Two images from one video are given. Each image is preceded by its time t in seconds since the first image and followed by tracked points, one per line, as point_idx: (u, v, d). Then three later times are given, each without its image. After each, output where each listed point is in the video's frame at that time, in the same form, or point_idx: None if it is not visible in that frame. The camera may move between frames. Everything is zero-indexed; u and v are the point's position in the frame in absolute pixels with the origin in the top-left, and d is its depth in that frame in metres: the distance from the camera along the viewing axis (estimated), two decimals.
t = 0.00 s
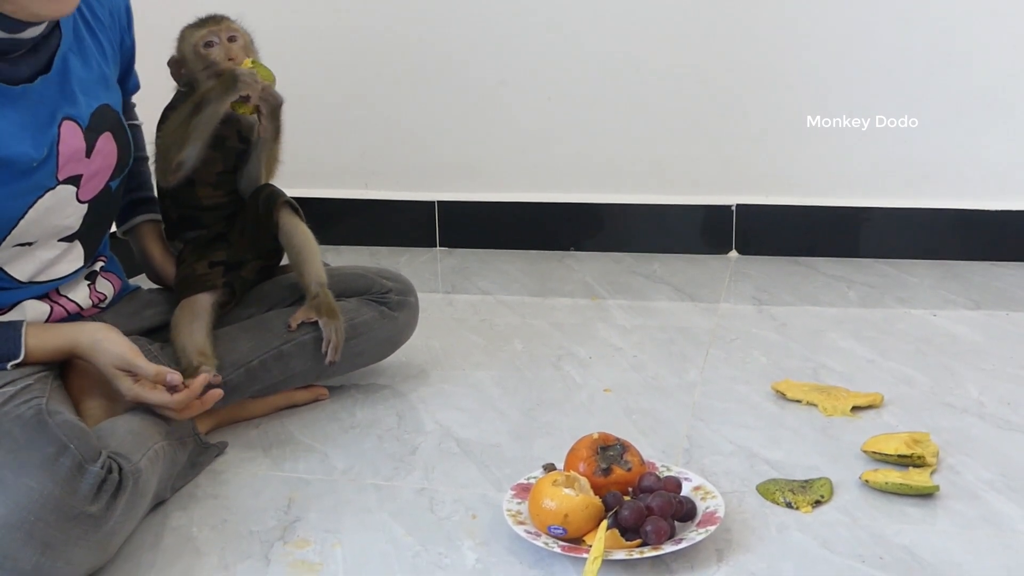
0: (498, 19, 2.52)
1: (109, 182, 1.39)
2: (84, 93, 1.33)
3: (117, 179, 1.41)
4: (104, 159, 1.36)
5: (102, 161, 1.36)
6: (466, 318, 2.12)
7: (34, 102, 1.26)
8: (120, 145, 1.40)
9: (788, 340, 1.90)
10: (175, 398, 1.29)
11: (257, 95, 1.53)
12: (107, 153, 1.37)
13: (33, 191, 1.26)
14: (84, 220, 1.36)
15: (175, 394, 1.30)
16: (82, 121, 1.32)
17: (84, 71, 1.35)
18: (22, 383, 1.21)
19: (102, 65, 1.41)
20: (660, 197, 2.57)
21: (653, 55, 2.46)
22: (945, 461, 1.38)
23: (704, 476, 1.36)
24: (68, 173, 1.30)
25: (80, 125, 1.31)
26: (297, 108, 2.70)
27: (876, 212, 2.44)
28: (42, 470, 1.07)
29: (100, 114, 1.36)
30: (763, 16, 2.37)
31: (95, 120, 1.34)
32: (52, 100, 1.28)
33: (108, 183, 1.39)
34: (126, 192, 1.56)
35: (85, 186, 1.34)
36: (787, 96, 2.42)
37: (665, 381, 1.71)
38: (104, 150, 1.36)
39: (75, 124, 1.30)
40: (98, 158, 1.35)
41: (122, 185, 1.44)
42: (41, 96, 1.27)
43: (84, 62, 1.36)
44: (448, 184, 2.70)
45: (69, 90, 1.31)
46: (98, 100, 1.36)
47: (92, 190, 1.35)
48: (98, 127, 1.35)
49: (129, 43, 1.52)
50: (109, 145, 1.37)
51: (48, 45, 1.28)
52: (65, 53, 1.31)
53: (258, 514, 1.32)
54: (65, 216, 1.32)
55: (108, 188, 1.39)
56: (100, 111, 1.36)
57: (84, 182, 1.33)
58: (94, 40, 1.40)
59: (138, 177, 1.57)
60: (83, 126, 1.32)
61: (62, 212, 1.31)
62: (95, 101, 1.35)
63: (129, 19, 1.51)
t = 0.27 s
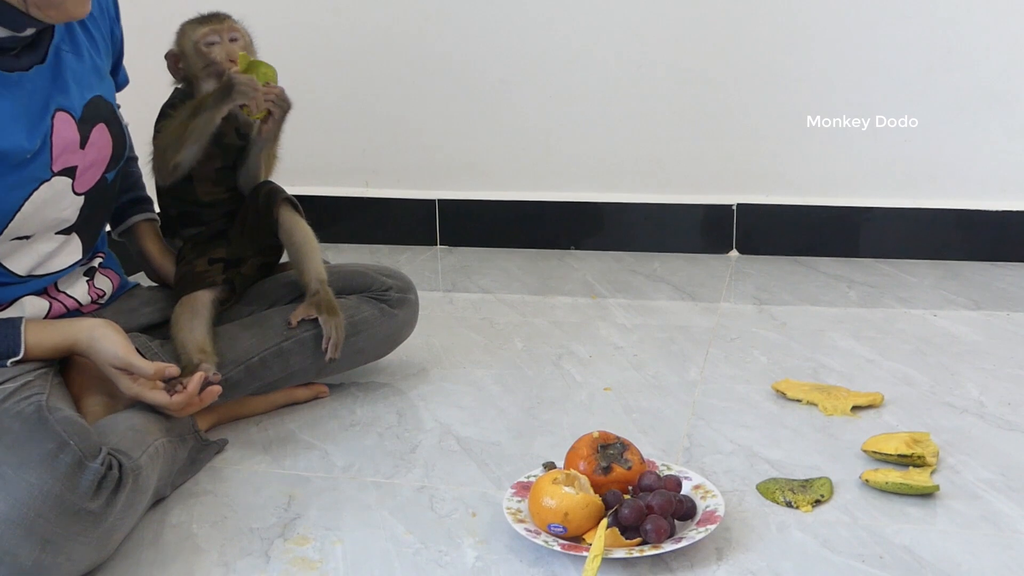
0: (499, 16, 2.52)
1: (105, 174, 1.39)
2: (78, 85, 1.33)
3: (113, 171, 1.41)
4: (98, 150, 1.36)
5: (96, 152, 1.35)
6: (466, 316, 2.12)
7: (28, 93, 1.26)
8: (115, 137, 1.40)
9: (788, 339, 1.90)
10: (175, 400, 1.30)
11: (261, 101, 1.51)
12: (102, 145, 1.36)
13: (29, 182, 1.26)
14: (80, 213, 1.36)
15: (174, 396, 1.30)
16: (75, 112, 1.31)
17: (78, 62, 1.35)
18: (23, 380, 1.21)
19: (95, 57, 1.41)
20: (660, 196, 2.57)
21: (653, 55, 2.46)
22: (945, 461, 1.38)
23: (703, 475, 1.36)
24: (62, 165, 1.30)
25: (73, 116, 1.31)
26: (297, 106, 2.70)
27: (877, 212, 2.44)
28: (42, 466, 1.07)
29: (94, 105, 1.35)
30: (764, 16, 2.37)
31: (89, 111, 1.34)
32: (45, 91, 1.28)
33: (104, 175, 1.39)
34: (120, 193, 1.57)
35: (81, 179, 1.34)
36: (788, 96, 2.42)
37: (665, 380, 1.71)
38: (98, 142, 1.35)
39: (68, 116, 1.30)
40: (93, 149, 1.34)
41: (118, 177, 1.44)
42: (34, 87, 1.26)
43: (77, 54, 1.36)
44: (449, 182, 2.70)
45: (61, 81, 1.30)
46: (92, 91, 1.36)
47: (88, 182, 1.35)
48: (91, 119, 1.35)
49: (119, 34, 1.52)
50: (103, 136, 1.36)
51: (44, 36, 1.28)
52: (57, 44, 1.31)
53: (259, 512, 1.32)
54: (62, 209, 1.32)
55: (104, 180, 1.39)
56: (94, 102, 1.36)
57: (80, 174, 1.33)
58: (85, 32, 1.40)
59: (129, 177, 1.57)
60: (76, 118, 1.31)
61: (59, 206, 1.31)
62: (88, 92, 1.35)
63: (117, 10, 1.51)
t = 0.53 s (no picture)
0: (499, 16, 2.52)
1: (104, 174, 1.39)
2: (76, 85, 1.33)
3: (112, 171, 1.41)
4: (97, 151, 1.36)
5: (95, 152, 1.35)
6: (466, 316, 2.12)
7: (26, 93, 1.26)
8: (115, 138, 1.40)
9: (788, 338, 1.90)
10: (176, 401, 1.30)
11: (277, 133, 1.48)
12: (101, 146, 1.36)
13: (28, 182, 1.26)
14: (80, 214, 1.36)
15: (175, 396, 1.30)
16: (73, 112, 1.31)
17: (77, 62, 1.35)
18: (22, 380, 1.20)
19: (93, 57, 1.40)
20: (660, 195, 2.57)
21: (652, 54, 2.46)
22: (945, 459, 1.38)
23: (704, 474, 1.36)
24: (61, 165, 1.30)
25: (71, 117, 1.31)
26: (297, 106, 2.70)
27: (876, 210, 2.44)
28: (42, 467, 1.07)
29: (92, 106, 1.35)
30: (763, 15, 2.37)
31: (87, 112, 1.34)
32: (44, 91, 1.28)
33: (103, 176, 1.39)
34: (119, 193, 1.57)
35: (79, 179, 1.34)
36: (788, 95, 2.42)
37: (665, 379, 1.71)
38: (97, 142, 1.35)
39: (67, 116, 1.30)
40: (92, 149, 1.34)
41: (117, 177, 1.44)
42: (33, 87, 1.26)
43: (76, 54, 1.35)
44: (449, 182, 2.70)
45: (60, 81, 1.30)
46: (91, 92, 1.36)
47: (87, 183, 1.35)
48: (90, 119, 1.35)
49: (118, 34, 1.51)
50: (102, 137, 1.36)
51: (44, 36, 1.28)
52: (56, 44, 1.31)
53: (259, 512, 1.32)
54: (61, 209, 1.32)
55: (103, 181, 1.39)
56: (92, 102, 1.36)
57: (79, 174, 1.33)
58: (84, 33, 1.40)
59: (128, 177, 1.58)
60: (74, 118, 1.31)
61: (58, 206, 1.31)
62: (87, 93, 1.35)
63: (116, 10, 1.51)
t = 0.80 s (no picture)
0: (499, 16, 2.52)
1: (109, 177, 1.39)
2: (85, 87, 1.33)
3: (116, 174, 1.41)
4: (104, 153, 1.36)
5: (102, 155, 1.35)
6: (466, 315, 2.12)
7: (36, 94, 1.25)
8: (121, 141, 1.40)
9: (788, 337, 1.90)
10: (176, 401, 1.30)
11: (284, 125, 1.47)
12: (108, 148, 1.37)
13: (34, 184, 1.26)
14: (82, 215, 1.36)
15: (174, 396, 1.31)
16: (82, 115, 1.31)
17: (85, 64, 1.35)
18: (22, 380, 1.20)
19: (101, 59, 1.41)
20: (660, 194, 2.57)
21: (653, 53, 2.46)
22: (945, 458, 1.38)
23: (704, 473, 1.36)
24: (67, 167, 1.30)
25: (80, 120, 1.31)
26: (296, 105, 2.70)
27: (876, 209, 2.43)
28: (42, 466, 1.07)
29: (100, 108, 1.35)
30: (764, 15, 2.37)
31: (95, 114, 1.34)
32: (53, 93, 1.28)
33: (108, 178, 1.39)
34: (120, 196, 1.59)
35: (85, 181, 1.34)
36: (788, 94, 2.42)
37: (665, 378, 1.71)
38: (103, 144, 1.35)
39: (75, 118, 1.30)
40: (98, 152, 1.35)
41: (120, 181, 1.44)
42: (43, 88, 1.26)
43: (85, 56, 1.35)
44: (449, 181, 2.70)
45: (68, 83, 1.30)
46: (98, 94, 1.36)
47: (92, 185, 1.35)
48: (97, 122, 1.35)
49: (126, 37, 1.52)
50: (108, 139, 1.36)
51: (54, 38, 1.28)
52: (66, 45, 1.31)
53: (259, 511, 1.32)
54: (66, 210, 1.32)
55: (107, 183, 1.39)
56: (99, 105, 1.36)
57: (84, 176, 1.33)
58: (94, 36, 1.40)
59: (129, 181, 1.59)
60: (82, 120, 1.32)
61: (62, 207, 1.31)
62: (95, 95, 1.35)
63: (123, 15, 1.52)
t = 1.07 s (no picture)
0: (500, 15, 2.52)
1: (110, 177, 1.39)
2: (88, 88, 1.33)
3: (117, 175, 1.41)
4: (106, 153, 1.36)
5: (104, 155, 1.36)
6: (465, 315, 2.12)
7: (41, 93, 1.26)
8: (122, 141, 1.40)
9: (788, 337, 1.90)
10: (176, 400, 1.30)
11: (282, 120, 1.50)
12: (110, 148, 1.37)
13: (38, 184, 1.26)
14: (83, 215, 1.36)
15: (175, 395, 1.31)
16: (85, 115, 1.32)
17: (89, 64, 1.36)
18: (21, 379, 1.20)
19: (104, 59, 1.41)
20: (660, 194, 2.57)
21: (653, 53, 2.46)
22: (945, 458, 1.38)
23: (703, 473, 1.36)
24: (69, 167, 1.30)
25: (83, 120, 1.31)
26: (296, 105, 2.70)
27: (876, 209, 2.43)
28: (42, 465, 1.07)
29: (103, 108, 1.36)
30: (764, 15, 2.37)
31: (98, 114, 1.34)
32: (57, 93, 1.28)
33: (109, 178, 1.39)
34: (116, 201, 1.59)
35: (86, 181, 1.34)
36: (788, 94, 2.42)
37: (665, 378, 1.71)
38: (106, 144, 1.35)
39: (78, 119, 1.30)
40: (100, 152, 1.35)
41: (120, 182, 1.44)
42: (47, 87, 1.26)
43: (89, 56, 1.36)
44: (449, 181, 2.70)
45: (72, 83, 1.31)
46: (101, 95, 1.36)
47: (94, 184, 1.36)
48: (100, 122, 1.35)
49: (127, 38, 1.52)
50: (110, 139, 1.37)
51: (61, 37, 1.29)
52: (71, 46, 1.31)
53: (258, 510, 1.32)
54: (69, 210, 1.32)
55: (108, 183, 1.39)
56: (102, 105, 1.36)
57: (86, 176, 1.33)
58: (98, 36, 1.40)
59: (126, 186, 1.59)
60: (85, 121, 1.32)
61: (64, 207, 1.31)
62: (98, 95, 1.35)
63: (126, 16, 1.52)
